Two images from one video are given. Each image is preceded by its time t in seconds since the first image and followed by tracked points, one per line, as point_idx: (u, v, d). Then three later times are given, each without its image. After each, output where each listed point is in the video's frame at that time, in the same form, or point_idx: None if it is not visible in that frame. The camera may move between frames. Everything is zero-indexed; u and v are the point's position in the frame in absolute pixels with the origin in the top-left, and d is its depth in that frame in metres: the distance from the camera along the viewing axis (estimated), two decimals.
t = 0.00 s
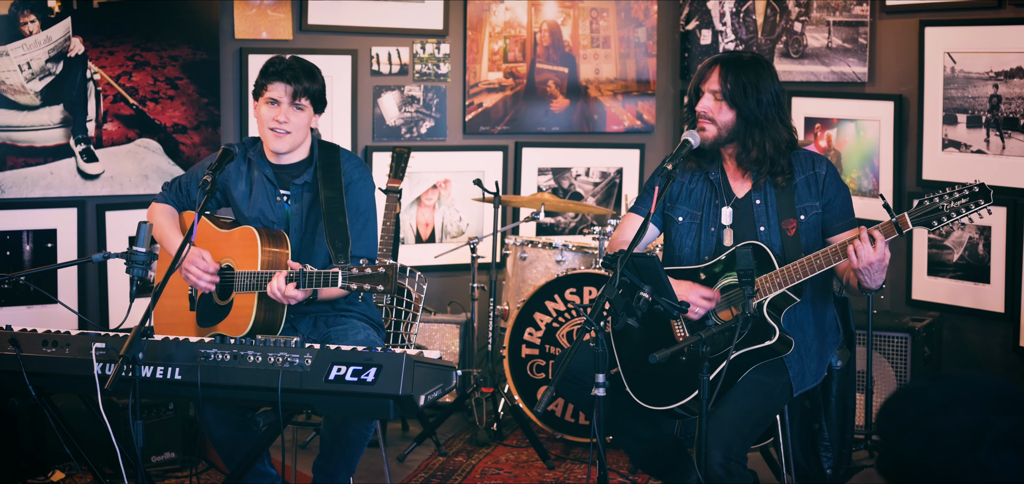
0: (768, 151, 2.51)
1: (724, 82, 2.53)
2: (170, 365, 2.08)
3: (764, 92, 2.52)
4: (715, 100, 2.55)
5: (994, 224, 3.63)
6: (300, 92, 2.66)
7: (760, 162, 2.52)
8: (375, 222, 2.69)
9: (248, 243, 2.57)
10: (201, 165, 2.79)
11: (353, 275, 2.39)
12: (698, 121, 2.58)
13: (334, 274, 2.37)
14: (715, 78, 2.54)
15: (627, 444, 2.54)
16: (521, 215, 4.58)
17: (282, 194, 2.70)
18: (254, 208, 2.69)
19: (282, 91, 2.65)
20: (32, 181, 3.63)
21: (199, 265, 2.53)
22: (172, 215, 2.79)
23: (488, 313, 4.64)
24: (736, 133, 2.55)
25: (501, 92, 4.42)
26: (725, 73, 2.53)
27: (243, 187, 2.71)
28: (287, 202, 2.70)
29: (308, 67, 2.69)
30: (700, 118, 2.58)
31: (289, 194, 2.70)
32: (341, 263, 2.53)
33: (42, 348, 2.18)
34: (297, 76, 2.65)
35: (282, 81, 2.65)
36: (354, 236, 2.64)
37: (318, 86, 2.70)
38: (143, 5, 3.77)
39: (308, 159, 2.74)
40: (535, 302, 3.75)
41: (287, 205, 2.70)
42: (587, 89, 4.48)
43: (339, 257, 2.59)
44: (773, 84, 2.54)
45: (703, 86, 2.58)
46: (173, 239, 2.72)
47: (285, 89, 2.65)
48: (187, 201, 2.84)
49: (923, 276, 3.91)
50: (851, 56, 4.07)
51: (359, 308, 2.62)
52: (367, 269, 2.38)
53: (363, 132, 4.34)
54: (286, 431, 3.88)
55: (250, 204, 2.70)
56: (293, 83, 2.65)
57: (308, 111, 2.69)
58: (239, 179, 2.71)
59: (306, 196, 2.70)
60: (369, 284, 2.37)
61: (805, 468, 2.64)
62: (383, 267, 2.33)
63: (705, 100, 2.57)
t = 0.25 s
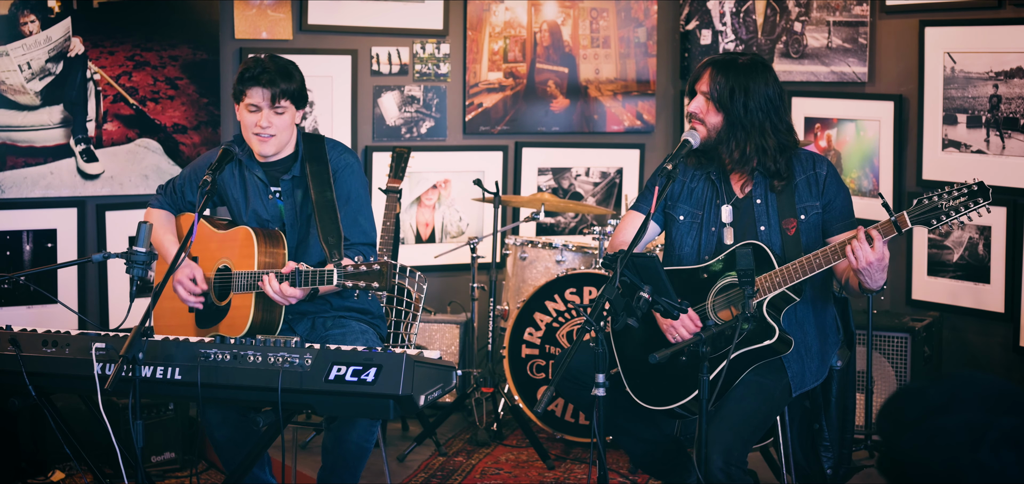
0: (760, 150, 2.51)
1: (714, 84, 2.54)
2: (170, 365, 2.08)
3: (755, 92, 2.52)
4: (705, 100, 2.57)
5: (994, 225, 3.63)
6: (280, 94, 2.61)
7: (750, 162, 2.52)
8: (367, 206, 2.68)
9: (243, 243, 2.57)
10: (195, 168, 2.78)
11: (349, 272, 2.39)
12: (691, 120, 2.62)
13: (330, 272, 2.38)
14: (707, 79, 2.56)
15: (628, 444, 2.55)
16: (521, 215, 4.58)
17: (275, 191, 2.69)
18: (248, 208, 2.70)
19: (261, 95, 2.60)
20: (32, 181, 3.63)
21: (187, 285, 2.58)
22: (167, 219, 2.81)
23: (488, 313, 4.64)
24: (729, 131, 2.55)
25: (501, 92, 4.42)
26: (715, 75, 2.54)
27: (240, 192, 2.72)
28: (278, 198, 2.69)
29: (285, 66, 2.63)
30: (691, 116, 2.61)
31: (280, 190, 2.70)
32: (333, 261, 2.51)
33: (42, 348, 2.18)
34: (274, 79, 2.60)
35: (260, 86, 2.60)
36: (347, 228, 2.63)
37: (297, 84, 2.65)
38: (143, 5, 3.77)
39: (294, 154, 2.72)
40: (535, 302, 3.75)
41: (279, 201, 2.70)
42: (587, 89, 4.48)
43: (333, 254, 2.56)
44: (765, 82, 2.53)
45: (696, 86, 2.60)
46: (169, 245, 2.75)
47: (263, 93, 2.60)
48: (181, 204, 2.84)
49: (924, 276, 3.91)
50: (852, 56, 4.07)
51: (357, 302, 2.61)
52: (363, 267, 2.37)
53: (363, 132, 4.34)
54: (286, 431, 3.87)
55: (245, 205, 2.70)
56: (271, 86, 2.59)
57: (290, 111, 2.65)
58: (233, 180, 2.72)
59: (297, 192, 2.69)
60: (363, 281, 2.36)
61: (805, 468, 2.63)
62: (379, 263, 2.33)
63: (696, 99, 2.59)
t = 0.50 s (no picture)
0: (764, 147, 2.49)
1: (713, 79, 2.53)
2: (170, 366, 2.08)
3: (752, 88, 2.51)
4: (703, 97, 2.56)
5: (994, 225, 3.63)
6: (263, 101, 2.58)
7: (755, 159, 2.50)
8: (368, 210, 2.67)
9: (241, 245, 2.57)
10: (193, 171, 2.78)
11: (342, 274, 2.39)
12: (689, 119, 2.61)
13: (323, 274, 2.38)
14: (704, 77, 2.55)
15: (627, 443, 2.54)
16: (521, 215, 4.58)
17: (269, 195, 2.71)
18: (243, 212, 2.70)
19: (243, 104, 2.57)
20: (32, 181, 3.63)
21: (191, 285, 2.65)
22: (167, 222, 2.82)
23: (488, 313, 4.64)
24: (732, 127, 2.52)
25: (501, 92, 4.42)
26: (715, 71, 2.53)
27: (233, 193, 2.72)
28: (275, 202, 2.70)
29: (267, 70, 2.59)
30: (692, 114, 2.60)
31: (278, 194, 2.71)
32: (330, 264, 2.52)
33: (42, 348, 2.18)
34: (254, 85, 2.55)
35: (242, 94, 2.56)
36: (345, 232, 2.62)
37: (279, 88, 2.60)
38: (143, 5, 3.77)
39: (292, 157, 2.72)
40: (535, 302, 3.75)
41: (276, 205, 2.70)
42: (587, 89, 4.48)
43: (326, 258, 2.58)
44: (760, 79, 2.51)
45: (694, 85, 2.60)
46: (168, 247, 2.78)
47: (245, 102, 2.56)
48: (179, 207, 2.82)
49: (924, 276, 3.91)
50: (851, 56, 4.07)
51: (357, 303, 2.60)
52: (355, 268, 2.38)
53: (363, 132, 4.34)
54: (286, 431, 3.88)
55: (242, 207, 2.71)
56: (252, 94, 2.55)
57: (277, 115, 2.61)
58: (228, 182, 2.72)
59: (295, 196, 2.69)
60: (357, 282, 2.37)
61: (805, 468, 2.63)
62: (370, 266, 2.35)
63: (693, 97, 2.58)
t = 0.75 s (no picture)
0: (746, 133, 2.52)
1: (706, 66, 2.57)
2: (170, 366, 2.08)
3: (745, 82, 2.54)
4: (695, 83, 2.61)
5: (994, 225, 3.63)
6: (252, 101, 2.59)
7: (735, 144, 2.53)
8: (372, 219, 2.69)
9: (240, 248, 2.57)
10: (194, 171, 2.79)
11: (341, 286, 2.40)
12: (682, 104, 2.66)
13: (322, 286, 2.37)
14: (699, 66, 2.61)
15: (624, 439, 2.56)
16: (521, 215, 4.58)
17: (265, 199, 2.71)
18: (240, 213, 2.71)
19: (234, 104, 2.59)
20: (32, 181, 3.63)
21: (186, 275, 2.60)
22: (166, 218, 2.81)
23: (488, 313, 4.64)
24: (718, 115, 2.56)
25: (501, 92, 4.42)
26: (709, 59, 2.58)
27: (230, 192, 2.72)
28: (274, 206, 2.70)
29: (263, 72, 2.62)
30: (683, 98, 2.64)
31: (278, 198, 2.71)
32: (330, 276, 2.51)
33: (42, 348, 2.18)
34: (245, 86, 2.58)
35: (231, 94, 2.59)
36: (348, 242, 2.64)
37: (272, 91, 2.62)
38: (143, 6, 3.77)
39: (294, 161, 2.72)
40: (535, 302, 3.75)
41: (275, 209, 2.71)
42: (587, 89, 4.48)
43: (326, 270, 2.58)
44: (751, 74, 2.55)
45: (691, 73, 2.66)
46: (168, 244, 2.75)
47: (234, 102, 2.59)
48: (178, 205, 2.84)
49: (924, 276, 3.91)
50: (851, 56, 4.07)
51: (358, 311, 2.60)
52: (354, 281, 2.39)
53: (364, 132, 4.34)
54: (286, 431, 3.88)
55: (239, 209, 2.72)
56: (241, 93, 2.58)
57: (267, 118, 2.61)
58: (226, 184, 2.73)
59: (296, 201, 2.68)
60: (356, 296, 2.39)
61: (805, 468, 2.63)
62: (370, 279, 2.36)
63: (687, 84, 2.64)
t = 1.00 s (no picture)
0: (748, 136, 2.52)
1: (710, 66, 2.57)
2: (170, 366, 2.08)
3: (750, 84, 2.54)
4: (699, 84, 2.60)
5: (994, 225, 3.63)
6: (241, 102, 2.59)
7: (738, 146, 2.53)
8: (371, 223, 2.69)
9: (237, 251, 2.58)
10: (193, 172, 2.77)
11: (334, 292, 2.38)
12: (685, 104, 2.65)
13: (315, 291, 2.36)
14: (703, 65, 2.61)
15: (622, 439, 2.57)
16: (521, 215, 4.58)
17: (265, 200, 2.71)
18: (238, 214, 2.71)
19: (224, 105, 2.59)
20: (32, 181, 3.63)
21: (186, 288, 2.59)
22: (165, 220, 2.83)
23: (488, 313, 4.64)
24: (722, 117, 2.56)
25: (501, 92, 4.42)
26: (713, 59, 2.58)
27: (229, 193, 2.71)
28: (271, 208, 2.71)
29: (250, 72, 2.61)
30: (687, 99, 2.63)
31: (276, 200, 2.71)
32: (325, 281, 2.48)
33: (42, 348, 2.18)
34: (232, 87, 2.57)
35: (219, 97, 2.59)
36: (347, 245, 2.64)
37: (261, 92, 2.60)
38: (143, 6, 3.77)
39: (293, 161, 2.72)
40: (535, 302, 3.75)
41: (272, 211, 2.71)
42: (587, 89, 4.48)
43: (322, 275, 2.57)
44: (756, 77, 2.55)
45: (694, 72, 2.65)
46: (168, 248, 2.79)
47: (223, 104, 2.59)
48: (177, 206, 2.83)
49: (924, 276, 3.92)
50: (851, 56, 4.07)
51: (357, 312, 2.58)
52: (348, 287, 2.36)
53: (364, 132, 4.34)
54: (286, 431, 3.88)
55: (237, 209, 2.72)
56: (229, 95, 2.57)
57: (259, 118, 2.61)
58: (224, 184, 2.72)
59: (294, 204, 2.68)
60: (350, 302, 2.37)
61: (805, 468, 2.63)
62: (363, 285, 2.34)
63: (692, 84, 2.63)
